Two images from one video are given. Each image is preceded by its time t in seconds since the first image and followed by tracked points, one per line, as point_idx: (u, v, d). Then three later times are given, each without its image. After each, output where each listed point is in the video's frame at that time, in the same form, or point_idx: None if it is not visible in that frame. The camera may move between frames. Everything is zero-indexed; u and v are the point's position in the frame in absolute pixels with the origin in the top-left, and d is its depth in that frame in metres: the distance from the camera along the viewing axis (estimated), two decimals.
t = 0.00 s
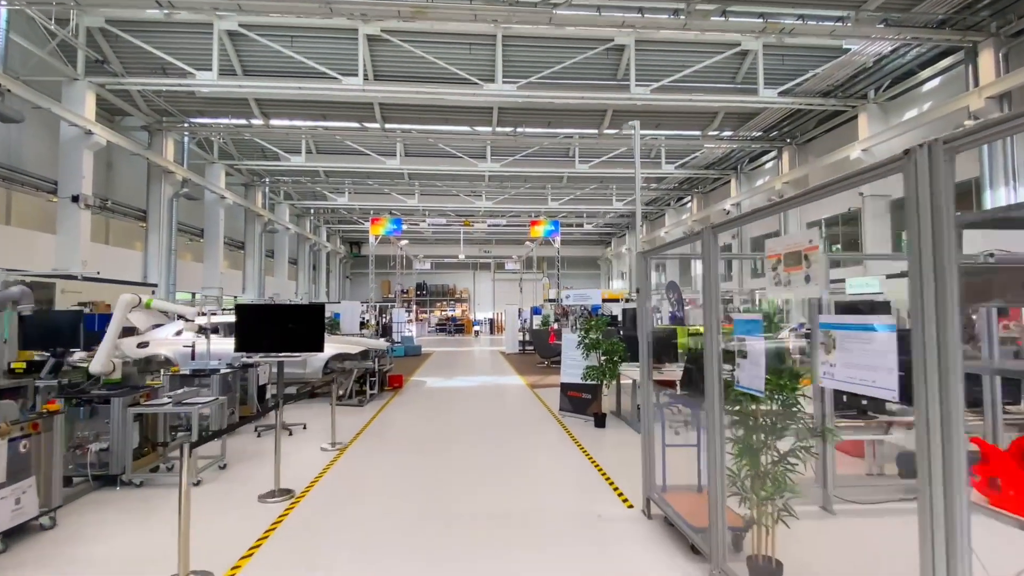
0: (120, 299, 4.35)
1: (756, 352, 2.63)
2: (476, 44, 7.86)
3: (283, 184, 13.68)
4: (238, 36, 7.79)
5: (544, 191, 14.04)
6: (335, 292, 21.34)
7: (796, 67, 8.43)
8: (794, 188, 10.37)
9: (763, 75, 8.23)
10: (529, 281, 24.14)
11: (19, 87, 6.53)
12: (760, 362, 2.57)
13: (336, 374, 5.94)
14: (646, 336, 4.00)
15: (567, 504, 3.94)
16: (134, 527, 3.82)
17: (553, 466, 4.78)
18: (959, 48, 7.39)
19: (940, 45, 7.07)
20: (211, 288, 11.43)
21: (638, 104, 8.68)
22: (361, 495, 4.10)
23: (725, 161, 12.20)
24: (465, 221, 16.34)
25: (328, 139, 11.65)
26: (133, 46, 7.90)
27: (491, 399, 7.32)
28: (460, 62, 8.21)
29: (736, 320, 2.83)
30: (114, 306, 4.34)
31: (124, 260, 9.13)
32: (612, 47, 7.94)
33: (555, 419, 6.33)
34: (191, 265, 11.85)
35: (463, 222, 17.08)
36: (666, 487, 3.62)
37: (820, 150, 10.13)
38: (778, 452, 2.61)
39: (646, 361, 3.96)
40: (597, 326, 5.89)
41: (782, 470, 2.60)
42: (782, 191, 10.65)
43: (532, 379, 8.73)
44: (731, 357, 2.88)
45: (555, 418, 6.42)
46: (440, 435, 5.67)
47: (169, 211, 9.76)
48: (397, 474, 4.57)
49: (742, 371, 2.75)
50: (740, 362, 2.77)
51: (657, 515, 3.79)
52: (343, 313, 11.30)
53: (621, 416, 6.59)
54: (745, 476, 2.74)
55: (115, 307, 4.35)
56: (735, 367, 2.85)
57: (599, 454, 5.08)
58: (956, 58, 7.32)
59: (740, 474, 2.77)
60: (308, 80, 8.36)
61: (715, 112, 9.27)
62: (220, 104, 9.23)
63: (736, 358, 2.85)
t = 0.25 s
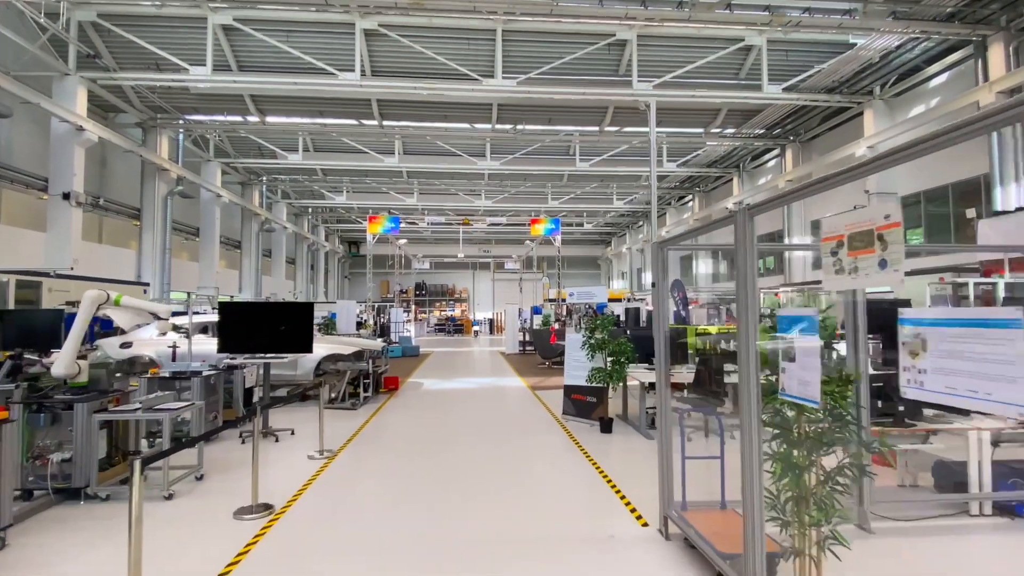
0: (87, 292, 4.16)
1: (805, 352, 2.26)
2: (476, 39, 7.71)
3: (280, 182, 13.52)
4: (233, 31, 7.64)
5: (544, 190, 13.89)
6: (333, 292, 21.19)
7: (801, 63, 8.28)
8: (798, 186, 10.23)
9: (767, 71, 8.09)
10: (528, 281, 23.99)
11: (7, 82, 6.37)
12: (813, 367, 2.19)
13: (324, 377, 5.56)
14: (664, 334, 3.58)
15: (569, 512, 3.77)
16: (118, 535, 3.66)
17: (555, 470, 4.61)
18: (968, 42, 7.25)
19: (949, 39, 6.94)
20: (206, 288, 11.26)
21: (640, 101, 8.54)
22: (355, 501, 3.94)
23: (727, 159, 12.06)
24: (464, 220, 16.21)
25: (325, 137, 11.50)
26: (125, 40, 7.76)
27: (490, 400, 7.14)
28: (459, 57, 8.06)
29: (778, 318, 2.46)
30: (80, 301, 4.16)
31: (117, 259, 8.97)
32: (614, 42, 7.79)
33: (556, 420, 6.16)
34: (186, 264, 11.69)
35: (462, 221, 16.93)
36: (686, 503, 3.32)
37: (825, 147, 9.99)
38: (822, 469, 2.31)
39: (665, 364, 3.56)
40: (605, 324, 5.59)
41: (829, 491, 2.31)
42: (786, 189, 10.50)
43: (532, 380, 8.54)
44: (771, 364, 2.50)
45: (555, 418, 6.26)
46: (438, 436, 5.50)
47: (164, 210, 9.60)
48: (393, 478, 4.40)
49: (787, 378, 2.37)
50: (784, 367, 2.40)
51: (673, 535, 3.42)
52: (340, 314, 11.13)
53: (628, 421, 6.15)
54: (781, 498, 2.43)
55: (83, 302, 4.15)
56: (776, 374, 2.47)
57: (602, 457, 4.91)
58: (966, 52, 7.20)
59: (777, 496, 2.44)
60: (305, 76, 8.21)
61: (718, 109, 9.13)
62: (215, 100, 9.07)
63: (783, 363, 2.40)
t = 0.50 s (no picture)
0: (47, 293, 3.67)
1: (876, 361, 1.82)
2: (475, 34, 7.57)
3: (277, 181, 13.37)
4: (227, 26, 7.48)
5: (544, 188, 13.75)
6: (331, 291, 21.04)
7: (805, 58, 8.14)
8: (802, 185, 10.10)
9: (771, 66, 7.94)
10: (528, 281, 23.87)
11: None
12: (892, 382, 1.75)
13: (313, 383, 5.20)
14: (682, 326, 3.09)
15: (574, 515, 3.61)
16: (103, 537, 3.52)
17: (557, 471, 4.46)
18: (977, 36, 7.12)
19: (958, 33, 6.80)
20: (201, 288, 11.10)
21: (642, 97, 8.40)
22: (349, 506, 3.79)
23: (729, 157, 11.93)
24: (463, 219, 16.06)
25: (322, 134, 11.35)
26: (117, 35, 7.61)
27: (489, 402, 6.98)
28: (458, 53, 7.93)
29: (839, 319, 2.04)
30: (40, 301, 3.67)
31: (110, 257, 8.82)
32: (616, 37, 7.64)
33: (556, 422, 6.00)
34: (180, 263, 11.53)
35: (461, 219, 16.77)
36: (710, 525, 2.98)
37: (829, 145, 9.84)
38: (883, 498, 1.97)
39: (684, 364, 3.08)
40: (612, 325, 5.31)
41: (895, 527, 1.95)
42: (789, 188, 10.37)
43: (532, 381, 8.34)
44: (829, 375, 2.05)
45: (555, 420, 6.10)
46: (436, 439, 5.35)
47: (158, 208, 9.45)
48: (389, 481, 4.26)
49: (852, 395, 1.95)
50: (848, 379, 1.98)
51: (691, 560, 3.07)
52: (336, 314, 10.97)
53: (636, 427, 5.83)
54: (833, 532, 2.09)
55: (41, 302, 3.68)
56: (834, 385, 2.08)
57: (605, 459, 4.76)
58: (975, 46, 7.07)
59: (829, 531, 2.09)
60: (301, 71, 8.06)
61: (721, 106, 8.99)
62: (210, 96, 8.93)
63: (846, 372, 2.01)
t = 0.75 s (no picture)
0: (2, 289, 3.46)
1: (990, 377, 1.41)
2: (474, 29, 7.42)
3: (274, 179, 13.22)
4: (222, 20, 7.33)
5: (544, 187, 13.61)
6: (330, 291, 20.88)
7: (810, 54, 8.01)
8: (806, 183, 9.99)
9: (776, 62, 7.80)
10: (528, 281, 23.76)
11: None
12: None
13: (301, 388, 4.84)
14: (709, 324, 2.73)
15: (582, 519, 3.44)
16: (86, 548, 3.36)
17: (561, 475, 4.29)
18: (988, 31, 6.99)
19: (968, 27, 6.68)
20: (196, 288, 10.93)
21: (644, 93, 8.25)
22: (346, 509, 3.62)
23: (731, 155, 11.81)
24: (462, 218, 15.90)
25: (319, 131, 11.20)
26: (110, 30, 7.46)
27: (490, 405, 6.80)
28: (457, 48, 7.77)
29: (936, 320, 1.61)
30: None
31: (102, 256, 8.66)
32: (618, 32, 7.51)
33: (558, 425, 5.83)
34: (176, 263, 11.38)
35: (460, 219, 16.63)
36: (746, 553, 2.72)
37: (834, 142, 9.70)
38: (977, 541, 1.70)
39: (715, 370, 2.71)
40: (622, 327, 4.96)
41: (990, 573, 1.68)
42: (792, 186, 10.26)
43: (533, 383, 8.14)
44: (909, 390, 1.75)
45: (557, 423, 5.93)
46: (436, 443, 5.18)
47: (152, 207, 9.28)
48: (387, 484, 4.09)
49: (953, 418, 1.55)
50: (948, 398, 1.56)
51: None
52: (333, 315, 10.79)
53: (646, 434, 5.56)
54: (904, 568, 1.84)
55: None
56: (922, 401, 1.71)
57: (611, 463, 4.58)
58: (985, 40, 6.97)
59: None
60: (297, 67, 7.92)
61: (724, 103, 8.85)
62: (204, 92, 8.77)
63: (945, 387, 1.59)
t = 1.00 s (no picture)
0: None
1: None
2: (473, 23, 7.29)
3: (271, 178, 13.08)
4: (216, 14, 7.19)
5: (544, 185, 13.48)
6: (328, 290, 20.73)
7: (815, 49, 7.88)
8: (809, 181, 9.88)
9: (780, 57, 7.67)
10: (528, 280, 23.65)
11: None
12: None
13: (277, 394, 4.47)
14: (748, 323, 2.37)
15: (588, 528, 3.29)
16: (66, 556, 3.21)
17: (564, 481, 4.13)
18: (996, 25, 6.87)
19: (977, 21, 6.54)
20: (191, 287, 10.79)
21: (646, 89, 8.12)
22: (341, 516, 3.47)
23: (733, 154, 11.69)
24: (461, 216, 15.76)
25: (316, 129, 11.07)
26: (102, 24, 7.31)
27: (488, 407, 6.64)
28: (456, 42, 7.63)
29: None
30: None
31: (95, 255, 8.52)
32: (619, 27, 7.38)
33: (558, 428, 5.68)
34: (171, 262, 11.23)
35: (460, 218, 16.50)
36: None
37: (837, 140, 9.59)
38: None
39: (756, 376, 2.36)
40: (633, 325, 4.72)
41: None
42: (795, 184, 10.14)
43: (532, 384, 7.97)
44: None
45: (557, 426, 5.78)
46: (437, 447, 5.03)
47: (146, 205, 9.13)
48: (384, 491, 3.94)
49: None
50: None
51: None
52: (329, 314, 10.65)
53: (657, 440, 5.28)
54: None
55: None
56: None
57: (615, 468, 4.42)
58: (994, 35, 6.83)
59: None
60: (294, 62, 7.78)
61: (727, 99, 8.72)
62: (199, 88, 8.62)
63: None
